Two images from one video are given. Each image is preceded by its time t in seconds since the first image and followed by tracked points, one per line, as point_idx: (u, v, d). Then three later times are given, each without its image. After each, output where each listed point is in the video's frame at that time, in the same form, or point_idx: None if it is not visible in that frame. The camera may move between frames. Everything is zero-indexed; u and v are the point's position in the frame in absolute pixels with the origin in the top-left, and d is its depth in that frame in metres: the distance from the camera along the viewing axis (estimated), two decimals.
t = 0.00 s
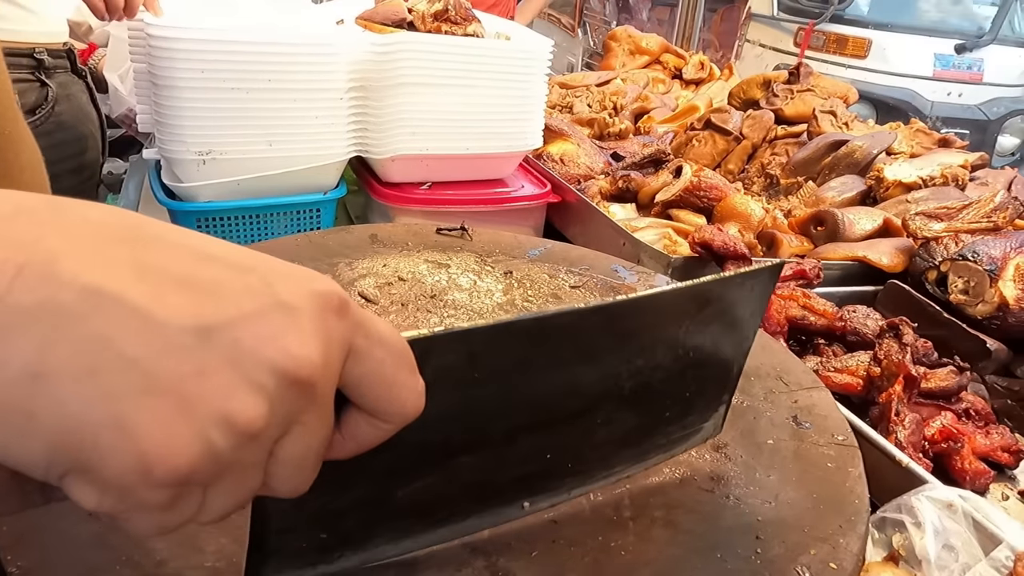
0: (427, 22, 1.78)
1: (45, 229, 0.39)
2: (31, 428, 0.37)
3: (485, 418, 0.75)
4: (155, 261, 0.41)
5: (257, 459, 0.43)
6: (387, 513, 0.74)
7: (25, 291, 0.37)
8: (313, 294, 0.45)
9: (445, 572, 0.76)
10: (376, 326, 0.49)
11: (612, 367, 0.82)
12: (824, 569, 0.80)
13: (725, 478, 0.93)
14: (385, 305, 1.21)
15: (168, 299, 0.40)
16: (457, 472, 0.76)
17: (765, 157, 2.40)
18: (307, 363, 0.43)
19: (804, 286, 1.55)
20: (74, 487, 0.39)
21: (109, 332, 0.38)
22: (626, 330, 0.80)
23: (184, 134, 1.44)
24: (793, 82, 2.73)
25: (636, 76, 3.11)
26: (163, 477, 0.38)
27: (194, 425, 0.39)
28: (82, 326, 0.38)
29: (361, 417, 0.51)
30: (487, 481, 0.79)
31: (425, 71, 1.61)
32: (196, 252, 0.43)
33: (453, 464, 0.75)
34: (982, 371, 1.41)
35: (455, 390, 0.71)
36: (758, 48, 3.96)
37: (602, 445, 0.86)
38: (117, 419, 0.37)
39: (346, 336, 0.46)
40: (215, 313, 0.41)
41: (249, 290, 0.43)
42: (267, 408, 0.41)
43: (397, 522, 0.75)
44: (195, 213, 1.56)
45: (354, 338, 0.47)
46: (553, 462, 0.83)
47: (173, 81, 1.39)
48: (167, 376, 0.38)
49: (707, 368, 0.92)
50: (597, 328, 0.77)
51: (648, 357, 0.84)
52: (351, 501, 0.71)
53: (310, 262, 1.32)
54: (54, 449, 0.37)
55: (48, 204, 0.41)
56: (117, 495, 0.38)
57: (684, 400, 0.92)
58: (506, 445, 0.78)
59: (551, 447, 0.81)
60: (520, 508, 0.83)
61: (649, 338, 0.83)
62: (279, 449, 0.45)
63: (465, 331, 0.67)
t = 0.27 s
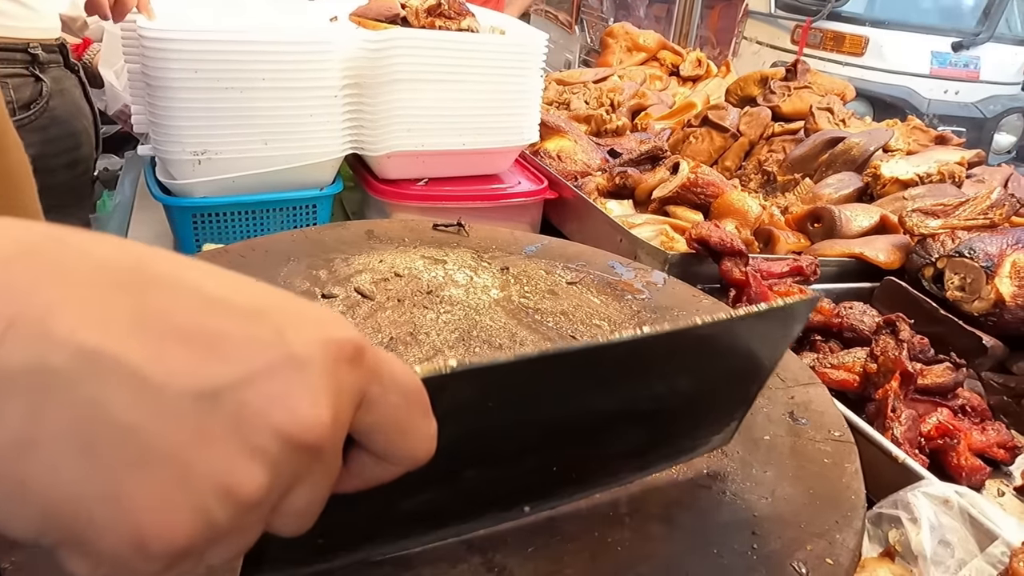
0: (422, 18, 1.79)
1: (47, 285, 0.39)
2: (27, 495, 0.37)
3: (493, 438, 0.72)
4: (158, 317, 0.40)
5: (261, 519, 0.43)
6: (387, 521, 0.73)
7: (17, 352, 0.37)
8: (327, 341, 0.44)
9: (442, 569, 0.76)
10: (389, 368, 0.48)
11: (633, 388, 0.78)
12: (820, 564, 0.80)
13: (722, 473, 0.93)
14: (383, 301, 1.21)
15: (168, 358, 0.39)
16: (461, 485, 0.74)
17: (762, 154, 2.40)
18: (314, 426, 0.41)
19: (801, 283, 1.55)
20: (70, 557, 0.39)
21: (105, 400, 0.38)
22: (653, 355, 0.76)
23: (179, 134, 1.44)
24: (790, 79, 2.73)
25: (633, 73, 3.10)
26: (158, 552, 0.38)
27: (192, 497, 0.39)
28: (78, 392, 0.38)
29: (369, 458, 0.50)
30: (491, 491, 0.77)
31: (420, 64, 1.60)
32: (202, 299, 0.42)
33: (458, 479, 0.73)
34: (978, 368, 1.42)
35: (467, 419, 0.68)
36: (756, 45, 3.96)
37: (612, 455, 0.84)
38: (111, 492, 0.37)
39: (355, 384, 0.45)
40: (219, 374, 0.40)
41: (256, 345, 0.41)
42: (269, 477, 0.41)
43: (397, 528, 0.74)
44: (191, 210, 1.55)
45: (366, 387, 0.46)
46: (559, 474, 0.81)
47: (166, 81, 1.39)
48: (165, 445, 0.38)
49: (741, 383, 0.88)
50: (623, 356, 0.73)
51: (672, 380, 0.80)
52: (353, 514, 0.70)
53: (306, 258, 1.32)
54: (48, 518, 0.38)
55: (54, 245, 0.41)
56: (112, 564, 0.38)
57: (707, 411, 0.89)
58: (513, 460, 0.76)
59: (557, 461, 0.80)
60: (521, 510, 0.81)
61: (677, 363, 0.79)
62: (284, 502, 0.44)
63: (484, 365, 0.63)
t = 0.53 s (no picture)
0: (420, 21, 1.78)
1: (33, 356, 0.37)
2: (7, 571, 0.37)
3: (489, 470, 0.74)
4: (147, 387, 0.39)
5: None
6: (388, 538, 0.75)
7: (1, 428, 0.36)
8: (323, 403, 0.43)
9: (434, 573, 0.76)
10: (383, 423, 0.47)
11: (639, 422, 0.79)
12: (811, 567, 0.80)
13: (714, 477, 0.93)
14: (376, 305, 1.21)
15: (155, 429, 0.39)
16: (465, 509, 0.77)
17: (756, 157, 2.41)
18: (307, 493, 0.42)
19: (794, 286, 1.55)
20: None
21: (83, 473, 0.37)
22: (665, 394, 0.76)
23: (174, 128, 1.43)
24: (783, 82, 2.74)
25: (627, 75, 3.11)
26: None
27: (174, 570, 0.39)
28: (57, 470, 0.37)
29: (361, 505, 0.50)
30: (489, 512, 0.79)
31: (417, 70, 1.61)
32: (193, 361, 0.41)
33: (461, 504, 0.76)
34: (969, 371, 1.43)
35: (463, 453, 0.70)
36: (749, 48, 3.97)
37: (614, 480, 0.85)
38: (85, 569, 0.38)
39: (350, 442, 0.45)
40: (203, 443, 0.40)
41: (248, 408, 0.41)
42: (256, 541, 0.42)
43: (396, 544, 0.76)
44: (185, 212, 1.54)
45: (361, 443, 0.46)
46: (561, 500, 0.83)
47: (163, 75, 1.38)
48: (146, 518, 0.38)
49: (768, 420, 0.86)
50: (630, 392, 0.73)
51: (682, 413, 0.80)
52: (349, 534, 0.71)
53: (299, 262, 1.32)
54: None
55: (40, 305, 0.39)
56: None
57: (716, 441, 0.89)
58: (511, 484, 0.78)
59: (557, 486, 0.82)
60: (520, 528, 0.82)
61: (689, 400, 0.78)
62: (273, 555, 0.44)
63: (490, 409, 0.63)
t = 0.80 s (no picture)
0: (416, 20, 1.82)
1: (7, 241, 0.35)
2: None
3: (472, 425, 0.76)
4: (128, 282, 0.36)
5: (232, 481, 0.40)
6: (371, 506, 0.76)
7: None
8: (301, 312, 0.40)
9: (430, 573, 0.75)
10: (369, 340, 0.44)
11: (613, 393, 0.82)
12: (806, 567, 0.80)
13: (709, 477, 0.93)
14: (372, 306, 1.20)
15: (141, 324, 0.36)
16: (449, 473, 0.78)
17: (752, 157, 2.41)
18: (286, 393, 0.38)
19: (790, 286, 1.56)
20: (41, 508, 0.37)
21: (73, 362, 0.35)
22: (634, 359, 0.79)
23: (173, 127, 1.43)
24: (780, 82, 2.74)
25: (624, 75, 3.11)
26: (129, 508, 0.36)
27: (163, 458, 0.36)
28: (37, 354, 0.35)
29: (344, 425, 0.47)
30: (474, 483, 0.81)
31: (417, 69, 1.60)
32: (175, 266, 0.38)
33: (445, 465, 0.78)
34: (965, 371, 1.43)
35: (447, 402, 0.72)
36: (747, 48, 3.98)
37: (597, 455, 0.87)
38: (82, 453, 0.35)
39: (334, 354, 0.42)
40: (188, 340, 0.37)
41: (232, 307, 0.38)
42: (238, 440, 0.38)
43: (383, 513, 0.77)
44: (181, 210, 1.55)
45: (342, 356, 0.42)
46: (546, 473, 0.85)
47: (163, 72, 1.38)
48: (132, 407, 0.36)
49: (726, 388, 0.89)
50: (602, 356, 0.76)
51: (653, 382, 0.83)
52: (341, 492, 0.73)
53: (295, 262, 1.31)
54: (13, 476, 0.36)
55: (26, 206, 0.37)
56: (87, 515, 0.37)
57: (693, 416, 0.91)
58: (496, 451, 0.80)
59: (541, 453, 0.83)
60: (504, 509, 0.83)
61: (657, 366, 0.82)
62: (258, 467, 0.41)
63: (462, 354, 0.67)
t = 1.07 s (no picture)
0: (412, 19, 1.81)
1: (65, 157, 0.43)
2: (60, 315, 0.44)
3: (434, 311, 0.74)
4: (165, 178, 0.45)
5: (250, 345, 0.51)
6: (338, 387, 0.77)
7: (50, 205, 0.42)
8: (304, 207, 0.49)
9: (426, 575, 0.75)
10: (354, 231, 0.53)
11: (576, 277, 0.80)
12: (802, 570, 0.80)
13: (705, 479, 0.94)
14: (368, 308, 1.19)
15: (177, 215, 0.45)
16: (408, 360, 0.78)
17: (750, 159, 2.41)
18: (293, 273, 0.49)
19: (786, 288, 1.56)
20: (96, 361, 0.46)
21: (123, 243, 0.43)
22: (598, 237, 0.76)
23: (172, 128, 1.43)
24: (778, 84, 2.74)
25: (622, 76, 3.11)
26: (175, 361, 0.46)
27: (200, 319, 0.46)
28: (96, 237, 0.43)
29: (339, 306, 0.56)
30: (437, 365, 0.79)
31: (414, 70, 1.60)
32: (201, 169, 0.47)
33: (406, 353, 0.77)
34: (961, 374, 1.43)
35: (411, 289, 0.70)
36: (745, 49, 4.02)
37: (546, 344, 0.86)
38: (131, 314, 0.44)
39: (326, 244, 0.51)
40: (213, 226, 0.46)
41: (247, 201, 0.47)
42: (259, 306, 0.49)
43: (355, 393, 0.78)
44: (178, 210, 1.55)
45: (334, 245, 0.52)
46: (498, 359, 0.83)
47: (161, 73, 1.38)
48: (174, 280, 0.45)
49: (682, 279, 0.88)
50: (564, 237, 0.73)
51: (602, 276, 0.82)
52: (315, 373, 0.75)
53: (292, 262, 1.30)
54: (79, 332, 0.44)
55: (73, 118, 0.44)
56: (140, 370, 0.46)
57: (631, 309, 0.91)
58: (454, 337, 0.78)
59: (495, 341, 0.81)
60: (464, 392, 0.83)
61: (615, 256, 0.80)
62: (267, 334, 0.52)
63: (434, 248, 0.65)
